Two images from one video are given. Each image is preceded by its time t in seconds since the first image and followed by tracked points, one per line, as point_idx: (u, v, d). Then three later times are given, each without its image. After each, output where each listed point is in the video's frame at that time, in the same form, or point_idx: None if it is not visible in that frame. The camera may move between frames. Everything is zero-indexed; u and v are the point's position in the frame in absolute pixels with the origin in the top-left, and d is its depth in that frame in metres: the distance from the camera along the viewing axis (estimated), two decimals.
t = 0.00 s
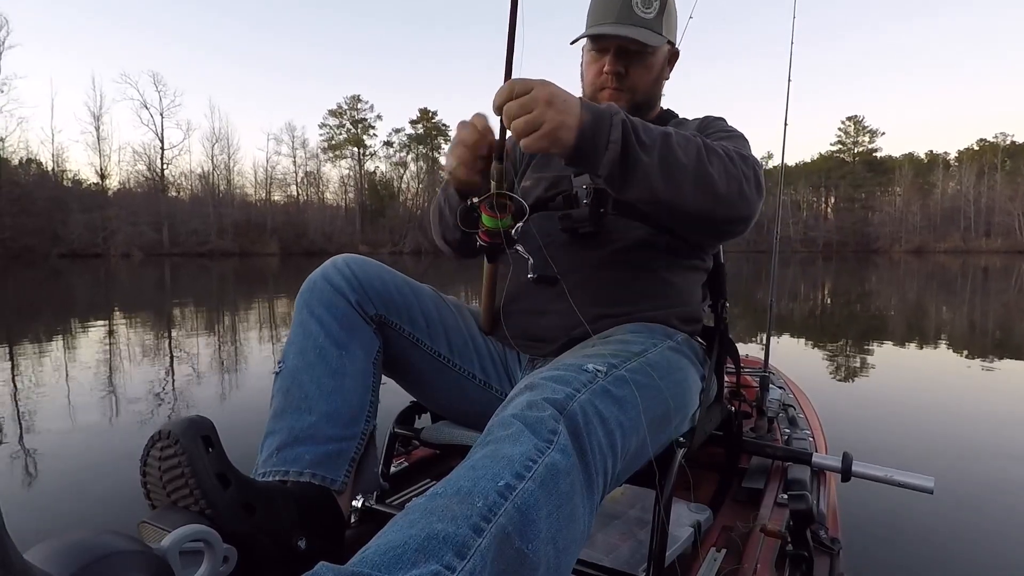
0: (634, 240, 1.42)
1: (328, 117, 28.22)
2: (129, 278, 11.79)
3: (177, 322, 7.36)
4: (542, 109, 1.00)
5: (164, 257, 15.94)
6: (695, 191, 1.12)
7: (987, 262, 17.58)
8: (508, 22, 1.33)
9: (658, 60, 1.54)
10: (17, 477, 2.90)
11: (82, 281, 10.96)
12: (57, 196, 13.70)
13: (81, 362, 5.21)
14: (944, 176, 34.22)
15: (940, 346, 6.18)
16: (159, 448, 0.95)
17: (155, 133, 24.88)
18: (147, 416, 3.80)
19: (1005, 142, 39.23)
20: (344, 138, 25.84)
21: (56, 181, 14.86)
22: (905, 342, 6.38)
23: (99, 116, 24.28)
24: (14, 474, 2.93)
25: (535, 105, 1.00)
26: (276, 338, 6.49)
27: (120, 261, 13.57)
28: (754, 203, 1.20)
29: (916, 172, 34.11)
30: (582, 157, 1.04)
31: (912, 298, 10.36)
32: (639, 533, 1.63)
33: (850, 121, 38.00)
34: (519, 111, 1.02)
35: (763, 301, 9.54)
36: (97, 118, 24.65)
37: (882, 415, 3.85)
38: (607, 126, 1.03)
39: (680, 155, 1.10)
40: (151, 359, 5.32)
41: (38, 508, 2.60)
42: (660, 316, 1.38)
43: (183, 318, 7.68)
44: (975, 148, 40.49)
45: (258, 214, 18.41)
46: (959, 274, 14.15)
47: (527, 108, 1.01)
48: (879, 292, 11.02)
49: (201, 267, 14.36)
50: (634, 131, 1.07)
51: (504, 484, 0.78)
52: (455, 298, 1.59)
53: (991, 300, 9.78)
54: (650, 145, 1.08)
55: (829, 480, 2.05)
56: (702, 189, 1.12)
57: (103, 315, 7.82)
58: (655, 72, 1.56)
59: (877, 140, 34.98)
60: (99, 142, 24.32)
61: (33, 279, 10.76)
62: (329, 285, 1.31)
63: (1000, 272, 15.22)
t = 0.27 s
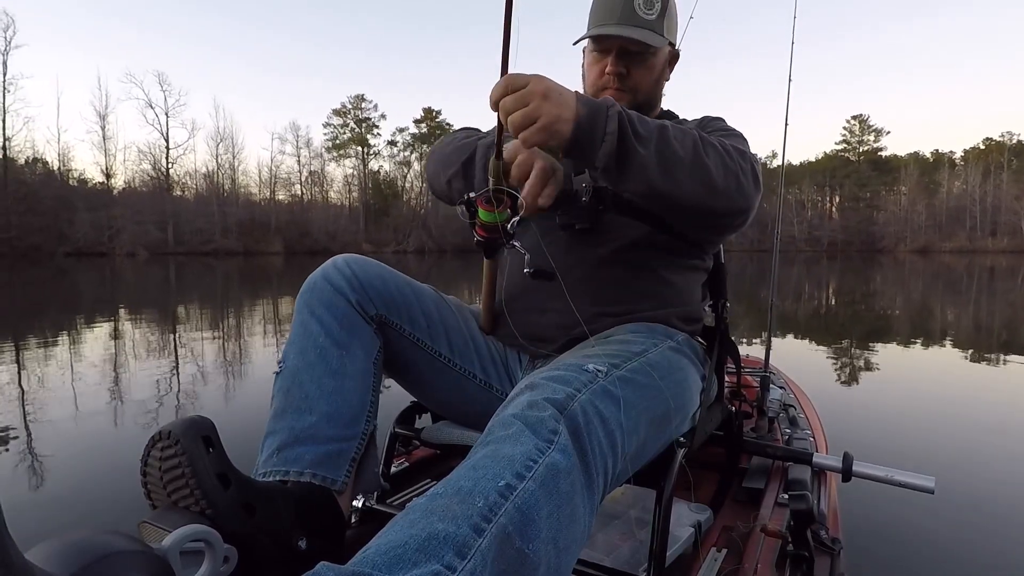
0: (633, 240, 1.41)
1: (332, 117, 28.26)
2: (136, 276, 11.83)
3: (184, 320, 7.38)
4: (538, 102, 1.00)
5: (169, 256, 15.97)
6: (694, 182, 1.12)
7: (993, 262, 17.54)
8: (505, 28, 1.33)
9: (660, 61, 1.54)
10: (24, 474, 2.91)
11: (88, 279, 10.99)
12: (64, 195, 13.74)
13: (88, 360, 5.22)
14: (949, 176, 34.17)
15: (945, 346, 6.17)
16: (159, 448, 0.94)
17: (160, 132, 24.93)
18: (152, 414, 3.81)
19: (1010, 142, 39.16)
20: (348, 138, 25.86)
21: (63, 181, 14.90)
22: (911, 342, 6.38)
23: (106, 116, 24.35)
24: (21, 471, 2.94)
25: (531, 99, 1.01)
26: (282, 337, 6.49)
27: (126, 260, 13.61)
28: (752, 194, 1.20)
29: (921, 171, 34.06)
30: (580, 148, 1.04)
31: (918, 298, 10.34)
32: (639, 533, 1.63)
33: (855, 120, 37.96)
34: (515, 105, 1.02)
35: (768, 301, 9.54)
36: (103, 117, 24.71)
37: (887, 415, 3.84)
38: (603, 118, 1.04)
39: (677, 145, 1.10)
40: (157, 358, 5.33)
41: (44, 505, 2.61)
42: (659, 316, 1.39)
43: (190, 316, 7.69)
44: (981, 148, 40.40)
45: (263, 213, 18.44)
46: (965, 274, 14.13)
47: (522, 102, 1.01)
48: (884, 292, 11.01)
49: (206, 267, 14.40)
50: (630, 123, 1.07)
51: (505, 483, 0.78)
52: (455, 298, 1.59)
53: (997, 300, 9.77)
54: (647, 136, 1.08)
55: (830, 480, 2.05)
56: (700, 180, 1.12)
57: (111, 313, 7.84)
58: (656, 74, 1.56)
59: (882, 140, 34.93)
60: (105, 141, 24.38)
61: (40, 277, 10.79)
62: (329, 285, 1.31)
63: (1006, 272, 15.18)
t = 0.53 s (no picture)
0: (633, 239, 1.39)
1: (335, 118, 28.26)
2: (143, 279, 11.86)
3: (192, 323, 7.38)
4: (551, 108, 0.97)
5: (174, 258, 16.01)
6: (705, 182, 1.11)
7: (1000, 261, 17.49)
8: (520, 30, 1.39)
9: (664, 60, 1.53)
10: (28, 476, 2.90)
11: (94, 282, 11.01)
12: (70, 199, 13.80)
13: (93, 363, 5.22)
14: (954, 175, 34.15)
15: (951, 346, 6.15)
16: (158, 448, 0.90)
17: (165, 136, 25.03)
18: (156, 416, 3.80)
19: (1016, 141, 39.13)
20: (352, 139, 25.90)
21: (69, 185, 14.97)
22: (917, 342, 6.36)
23: (111, 120, 24.46)
24: (26, 473, 2.94)
25: (543, 105, 0.97)
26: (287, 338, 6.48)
27: (131, 263, 13.63)
28: (762, 193, 1.19)
29: (925, 171, 34.01)
30: (595, 151, 1.01)
31: (924, 299, 10.31)
32: (639, 533, 1.61)
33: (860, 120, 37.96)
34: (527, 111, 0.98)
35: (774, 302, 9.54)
36: (108, 120, 24.76)
37: (892, 416, 3.82)
38: (616, 121, 1.01)
39: (687, 146, 1.09)
40: (163, 360, 5.33)
41: (48, 507, 2.60)
42: (660, 316, 1.37)
43: (196, 319, 7.69)
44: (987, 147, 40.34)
45: (267, 216, 18.47)
46: (970, 274, 14.11)
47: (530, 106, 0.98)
48: (890, 293, 10.99)
49: (211, 269, 14.41)
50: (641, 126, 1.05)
51: (504, 483, 0.77)
52: (454, 297, 1.58)
53: (1003, 301, 9.74)
54: (658, 138, 1.06)
55: (829, 480, 2.03)
56: (711, 180, 1.11)
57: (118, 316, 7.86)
58: (660, 72, 1.55)
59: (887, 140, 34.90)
60: (111, 145, 24.49)
61: (46, 279, 10.82)
62: (329, 285, 1.29)
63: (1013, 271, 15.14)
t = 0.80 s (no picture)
0: (634, 237, 1.36)
1: (337, 119, 28.22)
2: (149, 284, 11.87)
3: (200, 327, 7.37)
4: (554, 119, 0.92)
5: (180, 263, 16.03)
6: (703, 194, 1.08)
7: (1006, 257, 17.43)
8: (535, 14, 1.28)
9: (660, 59, 1.49)
10: (32, 480, 2.89)
11: (100, 288, 11.02)
12: (76, 205, 13.84)
13: (99, 367, 5.21)
14: (960, 173, 34.12)
15: (959, 342, 6.12)
16: (158, 445, 0.89)
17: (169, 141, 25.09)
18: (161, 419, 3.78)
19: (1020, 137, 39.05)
20: (355, 141, 25.91)
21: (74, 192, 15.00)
22: (924, 339, 6.34)
23: (116, 126, 24.52)
24: (30, 477, 2.92)
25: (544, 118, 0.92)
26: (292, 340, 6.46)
27: (136, 268, 13.65)
28: (762, 204, 1.17)
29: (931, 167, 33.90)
30: (591, 164, 0.97)
31: (931, 295, 10.26)
32: (640, 531, 1.58)
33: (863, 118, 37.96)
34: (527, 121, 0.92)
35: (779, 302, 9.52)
36: (112, 126, 24.80)
37: (898, 413, 3.80)
38: (617, 135, 0.97)
39: (688, 157, 1.06)
40: (169, 363, 5.32)
41: (50, 511, 2.58)
42: (661, 312, 1.34)
43: (202, 323, 7.67)
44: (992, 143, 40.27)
45: (271, 219, 18.49)
46: (977, 270, 14.07)
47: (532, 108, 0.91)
48: (897, 290, 10.95)
49: (216, 272, 14.41)
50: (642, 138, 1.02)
51: (504, 480, 0.74)
52: (456, 296, 1.54)
53: (1011, 296, 9.68)
54: (658, 149, 1.03)
55: (829, 478, 1.99)
56: (710, 191, 1.08)
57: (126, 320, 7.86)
58: (656, 71, 1.51)
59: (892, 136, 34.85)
60: (116, 151, 24.54)
61: (53, 285, 10.83)
62: (328, 283, 1.26)
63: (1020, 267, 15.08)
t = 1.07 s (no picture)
0: (636, 238, 1.42)
1: (343, 121, 28.34)
2: (156, 285, 11.99)
3: (212, 327, 7.46)
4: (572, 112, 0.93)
5: (185, 264, 16.17)
6: (700, 204, 1.11)
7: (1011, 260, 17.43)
8: (575, 17, 1.22)
9: (664, 61, 1.55)
10: (46, 478, 2.96)
11: (108, 288, 11.14)
12: (82, 206, 13.98)
13: (107, 367, 5.27)
14: (965, 175, 34.09)
15: (963, 346, 6.16)
16: (158, 449, 0.94)
17: (175, 142, 25.23)
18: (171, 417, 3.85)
19: None
20: (360, 143, 25.99)
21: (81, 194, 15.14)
22: (928, 342, 6.37)
23: (122, 127, 24.68)
24: (44, 475, 3.00)
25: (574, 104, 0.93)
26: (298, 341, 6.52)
27: (143, 269, 13.77)
28: (757, 212, 1.20)
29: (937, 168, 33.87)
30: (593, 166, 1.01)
31: (936, 297, 10.28)
32: (639, 533, 1.64)
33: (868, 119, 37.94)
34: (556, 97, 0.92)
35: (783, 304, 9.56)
36: (119, 128, 25.01)
37: (900, 416, 3.84)
38: (624, 140, 1.00)
39: (688, 167, 1.08)
40: (176, 364, 5.38)
41: (63, 509, 2.65)
42: (660, 316, 1.39)
43: (209, 323, 7.74)
44: (998, 145, 40.21)
45: (276, 220, 18.60)
46: (982, 273, 14.08)
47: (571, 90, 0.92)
48: (902, 292, 10.97)
49: (221, 273, 14.53)
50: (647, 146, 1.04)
51: (504, 484, 0.80)
52: (456, 298, 1.59)
53: (1017, 298, 9.69)
54: (661, 158, 1.05)
55: (830, 480, 2.05)
56: (707, 201, 1.11)
57: (134, 321, 7.94)
58: (660, 74, 1.57)
59: (897, 138, 34.84)
60: (122, 152, 24.70)
61: (62, 286, 10.96)
62: (329, 286, 1.32)
63: None
